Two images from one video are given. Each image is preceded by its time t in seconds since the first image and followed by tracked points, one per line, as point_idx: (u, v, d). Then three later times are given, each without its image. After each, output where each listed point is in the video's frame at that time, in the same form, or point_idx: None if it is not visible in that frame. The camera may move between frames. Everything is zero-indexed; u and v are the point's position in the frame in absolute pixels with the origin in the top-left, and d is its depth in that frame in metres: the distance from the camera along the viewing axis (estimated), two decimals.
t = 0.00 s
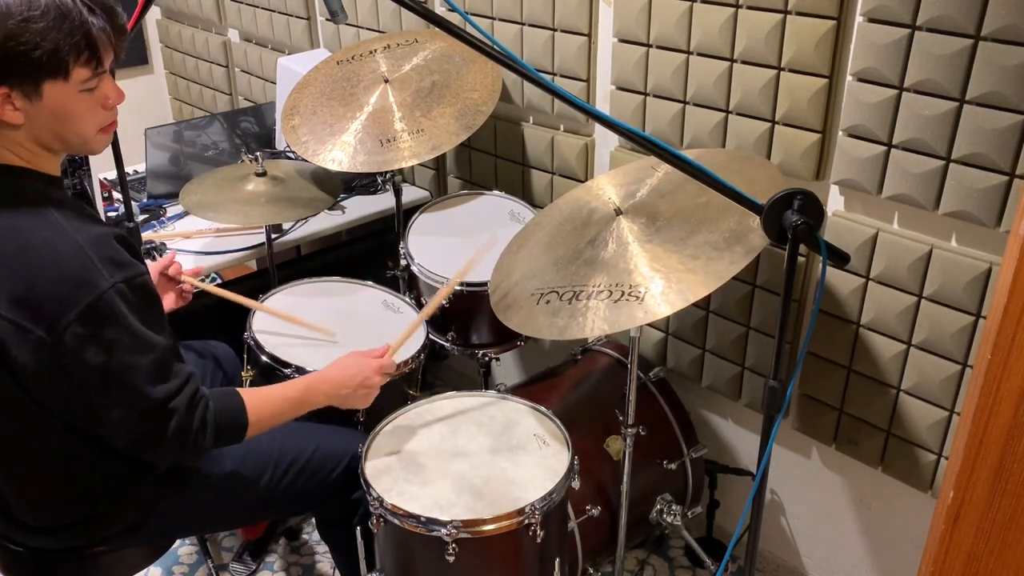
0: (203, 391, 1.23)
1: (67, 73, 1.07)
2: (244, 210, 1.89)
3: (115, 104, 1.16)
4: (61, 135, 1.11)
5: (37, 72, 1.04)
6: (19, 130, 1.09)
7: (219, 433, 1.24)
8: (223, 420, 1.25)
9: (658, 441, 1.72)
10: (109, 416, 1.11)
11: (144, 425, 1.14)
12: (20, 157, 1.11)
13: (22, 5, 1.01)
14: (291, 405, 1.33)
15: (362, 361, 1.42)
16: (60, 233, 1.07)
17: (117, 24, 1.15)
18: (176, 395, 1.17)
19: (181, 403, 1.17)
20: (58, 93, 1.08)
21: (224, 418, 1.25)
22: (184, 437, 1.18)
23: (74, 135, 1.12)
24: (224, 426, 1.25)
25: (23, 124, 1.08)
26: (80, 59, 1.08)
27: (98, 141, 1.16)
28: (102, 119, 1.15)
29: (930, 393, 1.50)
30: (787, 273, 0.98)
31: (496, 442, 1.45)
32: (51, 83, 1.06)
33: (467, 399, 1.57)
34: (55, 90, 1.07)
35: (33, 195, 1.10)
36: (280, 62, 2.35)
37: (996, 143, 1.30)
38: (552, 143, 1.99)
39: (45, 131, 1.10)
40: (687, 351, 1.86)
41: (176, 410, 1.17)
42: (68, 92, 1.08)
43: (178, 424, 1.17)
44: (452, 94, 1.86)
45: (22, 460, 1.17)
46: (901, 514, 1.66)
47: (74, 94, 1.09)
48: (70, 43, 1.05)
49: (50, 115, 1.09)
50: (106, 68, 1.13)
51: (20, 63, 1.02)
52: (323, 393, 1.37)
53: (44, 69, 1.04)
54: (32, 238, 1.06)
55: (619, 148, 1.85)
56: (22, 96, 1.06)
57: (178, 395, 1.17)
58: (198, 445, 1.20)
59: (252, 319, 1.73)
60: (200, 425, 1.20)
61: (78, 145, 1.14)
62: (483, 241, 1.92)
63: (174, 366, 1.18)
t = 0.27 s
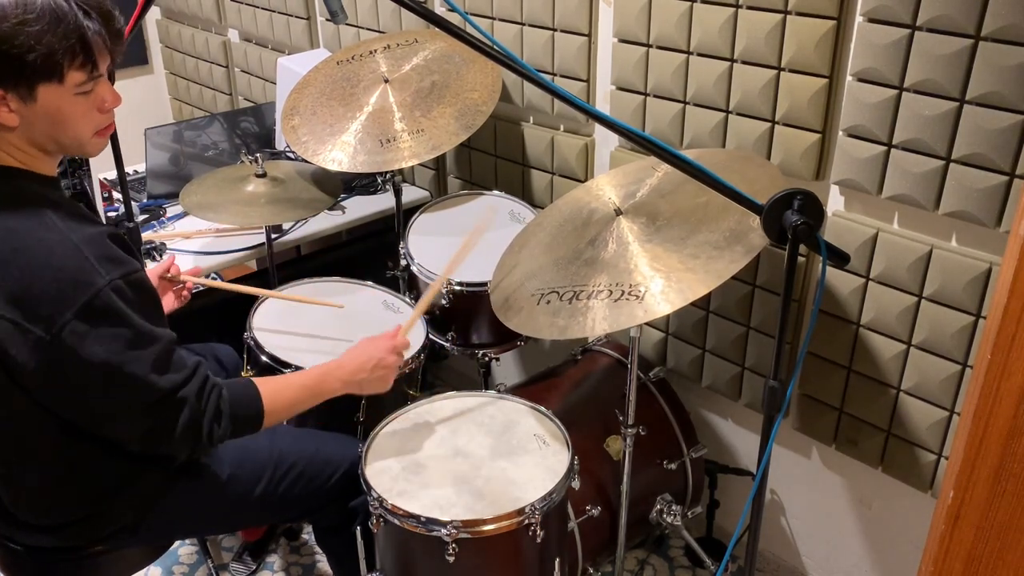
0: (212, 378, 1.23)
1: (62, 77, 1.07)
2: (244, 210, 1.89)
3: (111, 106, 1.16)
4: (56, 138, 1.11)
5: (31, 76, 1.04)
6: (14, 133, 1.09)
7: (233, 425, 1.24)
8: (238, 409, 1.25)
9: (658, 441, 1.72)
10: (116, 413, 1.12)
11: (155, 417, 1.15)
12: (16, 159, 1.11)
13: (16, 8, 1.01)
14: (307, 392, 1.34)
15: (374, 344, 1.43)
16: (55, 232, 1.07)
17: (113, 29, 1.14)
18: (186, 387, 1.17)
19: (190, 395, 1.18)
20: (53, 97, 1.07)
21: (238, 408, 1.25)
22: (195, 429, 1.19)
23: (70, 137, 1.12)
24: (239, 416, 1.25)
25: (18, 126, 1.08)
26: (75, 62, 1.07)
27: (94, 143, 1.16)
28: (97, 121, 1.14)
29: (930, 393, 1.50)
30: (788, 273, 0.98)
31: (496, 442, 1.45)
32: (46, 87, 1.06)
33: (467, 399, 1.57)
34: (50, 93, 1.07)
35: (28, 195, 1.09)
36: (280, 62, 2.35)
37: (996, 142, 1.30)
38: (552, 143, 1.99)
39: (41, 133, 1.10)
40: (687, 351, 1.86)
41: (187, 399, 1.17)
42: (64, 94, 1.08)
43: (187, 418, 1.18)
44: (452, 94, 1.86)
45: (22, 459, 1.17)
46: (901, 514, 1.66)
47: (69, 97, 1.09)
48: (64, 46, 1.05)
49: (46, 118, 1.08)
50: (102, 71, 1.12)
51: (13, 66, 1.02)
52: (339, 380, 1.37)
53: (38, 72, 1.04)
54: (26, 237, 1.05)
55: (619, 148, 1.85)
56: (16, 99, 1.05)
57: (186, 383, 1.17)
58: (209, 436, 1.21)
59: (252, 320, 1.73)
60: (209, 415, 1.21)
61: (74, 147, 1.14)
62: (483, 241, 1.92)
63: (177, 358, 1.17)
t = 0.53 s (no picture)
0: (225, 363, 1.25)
1: (63, 75, 1.06)
2: (244, 210, 1.89)
3: (114, 104, 1.16)
4: (59, 136, 1.11)
5: (33, 75, 1.04)
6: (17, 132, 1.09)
7: (252, 403, 1.27)
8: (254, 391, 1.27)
9: (658, 441, 1.72)
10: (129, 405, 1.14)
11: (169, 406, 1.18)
12: (21, 159, 1.11)
13: (16, 7, 1.01)
14: (319, 369, 1.35)
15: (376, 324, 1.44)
16: (61, 232, 1.08)
17: (114, 27, 1.13)
18: (200, 373, 1.20)
19: (206, 381, 1.21)
20: (54, 95, 1.07)
21: (252, 387, 1.27)
22: (214, 413, 1.22)
23: (72, 134, 1.12)
24: (254, 396, 1.27)
25: (21, 126, 1.08)
26: (75, 59, 1.07)
27: (97, 141, 1.15)
28: (100, 119, 1.14)
29: (929, 393, 1.50)
30: (788, 273, 0.98)
31: (496, 442, 1.45)
32: (47, 85, 1.06)
33: (467, 399, 1.57)
34: (51, 92, 1.07)
35: (31, 194, 1.09)
36: (280, 62, 2.35)
37: (996, 143, 1.30)
38: (552, 143, 1.99)
39: (43, 131, 1.10)
40: (687, 351, 1.86)
41: (202, 385, 1.20)
42: (65, 92, 1.08)
43: (205, 403, 1.21)
44: (452, 94, 1.86)
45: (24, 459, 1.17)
46: (901, 514, 1.66)
47: (70, 95, 1.09)
48: (64, 45, 1.04)
49: (48, 116, 1.08)
50: (103, 68, 1.12)
51: (13, 66, 1.02)
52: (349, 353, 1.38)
53: (39, 71, 1.04)
54: (30, 238, 1.06)
55: (619, 148, 1.85)
56: (18, 98, 1.05)
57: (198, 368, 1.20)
58: (230, 417, 1.24)
59: (252, 320, 1.73)
60: (227, 399, 1.24)
61: (77, 145, 1.14)
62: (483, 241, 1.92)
63: (187, 345, 1.20)
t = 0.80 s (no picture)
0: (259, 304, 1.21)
1: (45, 77, 1.02)
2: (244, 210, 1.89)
3: (103, 103, 1.11)
4: (45, 138, 1.07)
5: (14, 77, 1.00)
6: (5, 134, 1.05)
7: (293, 333, 1.24)
8: (295, 323, 1.25)
9: (658, 441, 1.72)
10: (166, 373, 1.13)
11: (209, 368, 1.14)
12: (11, 160, 1.07)
13: None
14: (349, 305, 1.35)
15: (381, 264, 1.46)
16: (62, 227, 1.06)
17: (96, 26, 1.09)
18: (235, 317, 1.16)
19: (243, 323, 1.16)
20: (38, 96, 1.03)
21: (295, 320, 1.25)
22: (258, 352, 1.18)
23: (60, 136, 1.08)
24: (296, 327, 1.25)
25: (8, 127, 1.05)
26: (58, 59, 1.02)
27: (86, 140, 1.11)
28: (88, 119, 1.10)
29: (929, 393, 1.50)
30: (788, 273, 0.98)
31: (496, 442, 1.45)
32: (28, 88, 1.02)
33: (467, 399, 1.57)
34: (33, 94, 1.02)
35: (28, 193, 1.07)
36: (280, 62, 2.35)
37: (996, 143, 1.30)
38: (552, 143, 1.99)
39: (29, 133, 1.06)
40: (687, 351, 1.86)
41: (240, 328, 1.16)
42: (49, 93, 1.04)
43: (245, 345, 1.16)
44: (452, 94, 1.86)
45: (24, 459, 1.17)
46: (901, 514, 1.66)
47: (54, 96, 1.04)
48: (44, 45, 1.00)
49: (34, 118, 1.04)
50: (89, 67, 1.07)
51: None
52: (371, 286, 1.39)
53: (20, 73, 1.00)
54: (32, 237, 1.04)
55: (619, 148, 1.85)
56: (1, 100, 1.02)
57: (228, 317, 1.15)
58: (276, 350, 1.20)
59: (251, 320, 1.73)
60: (270, 335, 1.19)
61: (65, 147, 1.10)
62: (482, 241, 1.92)
63: (208, 296, 1.14)
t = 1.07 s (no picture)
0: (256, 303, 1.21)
1: (31, 79, 1.02)
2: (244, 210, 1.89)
3: (91, 102, 1.11)
4: (33, 136, 1.07)
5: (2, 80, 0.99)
6: None
7: (294, 333, 1.24)
8: (296, 326, 1.25)
9: (658, 441, 1.72)
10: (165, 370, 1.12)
11: (209, 366, 1.14)
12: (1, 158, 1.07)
13: None
14: (353, 308, 1.36)
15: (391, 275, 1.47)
16: (59, 224, 1.06)
17: (84, 28, 1.06)
18: (233, 314, 1.16)
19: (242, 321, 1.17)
20: (26, 97, 1.03)
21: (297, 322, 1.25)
22: (257, 349, 1.18)
23: (49, 135, 1.08)
24: (299, 329, 1.25)
25: None
26: (46, 62, 1.02)
27: (75, 139, 1.11)
28: (77, 119, 1.10)
29: (929, 393, 1.50)
30: (788, 274, 0.98)
31: (496, 442, 1.45)
32: (14, 90, 1.01)
33: (467, 399, 1.57)
34: (19, 96, 1.02)
35: (25, 188, 1.06)
36: (280, 62, 2.35)
37: (996, 143, 1.30)
38: (552, 143, 1.99)
39: (16, 132, 1.06)
40: (687, 351, 1.86)
41: (239, 325, 1.16)
42: (37, 95, 1.03)
43: (245, 342, 1.16)
44: (452, 94, 1.86)
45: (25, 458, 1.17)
46: (901, 514, 1.66)
47: (43, 97, 1.04)
48: (32, 50, 1.00)
49: (22, 118, 1.04)
50: (76, 68, 1.07)
51: None
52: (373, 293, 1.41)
53: (7, 77, 0.99)
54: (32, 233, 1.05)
55: (619, 147, 1.85)
56: None
57: (228, 314, 1.16)
58: (276, 348, 1.20)
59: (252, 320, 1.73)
60: (269, 333, 1.20)
61: (54, 145, 1.10)
62: (482, 241, 1.92)
63: (206, 292, 1.15)
